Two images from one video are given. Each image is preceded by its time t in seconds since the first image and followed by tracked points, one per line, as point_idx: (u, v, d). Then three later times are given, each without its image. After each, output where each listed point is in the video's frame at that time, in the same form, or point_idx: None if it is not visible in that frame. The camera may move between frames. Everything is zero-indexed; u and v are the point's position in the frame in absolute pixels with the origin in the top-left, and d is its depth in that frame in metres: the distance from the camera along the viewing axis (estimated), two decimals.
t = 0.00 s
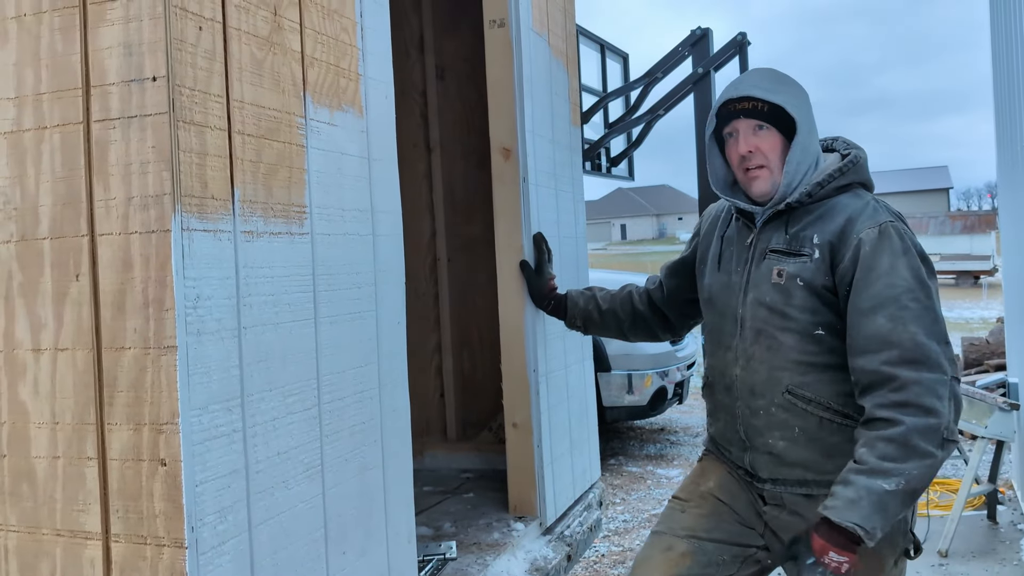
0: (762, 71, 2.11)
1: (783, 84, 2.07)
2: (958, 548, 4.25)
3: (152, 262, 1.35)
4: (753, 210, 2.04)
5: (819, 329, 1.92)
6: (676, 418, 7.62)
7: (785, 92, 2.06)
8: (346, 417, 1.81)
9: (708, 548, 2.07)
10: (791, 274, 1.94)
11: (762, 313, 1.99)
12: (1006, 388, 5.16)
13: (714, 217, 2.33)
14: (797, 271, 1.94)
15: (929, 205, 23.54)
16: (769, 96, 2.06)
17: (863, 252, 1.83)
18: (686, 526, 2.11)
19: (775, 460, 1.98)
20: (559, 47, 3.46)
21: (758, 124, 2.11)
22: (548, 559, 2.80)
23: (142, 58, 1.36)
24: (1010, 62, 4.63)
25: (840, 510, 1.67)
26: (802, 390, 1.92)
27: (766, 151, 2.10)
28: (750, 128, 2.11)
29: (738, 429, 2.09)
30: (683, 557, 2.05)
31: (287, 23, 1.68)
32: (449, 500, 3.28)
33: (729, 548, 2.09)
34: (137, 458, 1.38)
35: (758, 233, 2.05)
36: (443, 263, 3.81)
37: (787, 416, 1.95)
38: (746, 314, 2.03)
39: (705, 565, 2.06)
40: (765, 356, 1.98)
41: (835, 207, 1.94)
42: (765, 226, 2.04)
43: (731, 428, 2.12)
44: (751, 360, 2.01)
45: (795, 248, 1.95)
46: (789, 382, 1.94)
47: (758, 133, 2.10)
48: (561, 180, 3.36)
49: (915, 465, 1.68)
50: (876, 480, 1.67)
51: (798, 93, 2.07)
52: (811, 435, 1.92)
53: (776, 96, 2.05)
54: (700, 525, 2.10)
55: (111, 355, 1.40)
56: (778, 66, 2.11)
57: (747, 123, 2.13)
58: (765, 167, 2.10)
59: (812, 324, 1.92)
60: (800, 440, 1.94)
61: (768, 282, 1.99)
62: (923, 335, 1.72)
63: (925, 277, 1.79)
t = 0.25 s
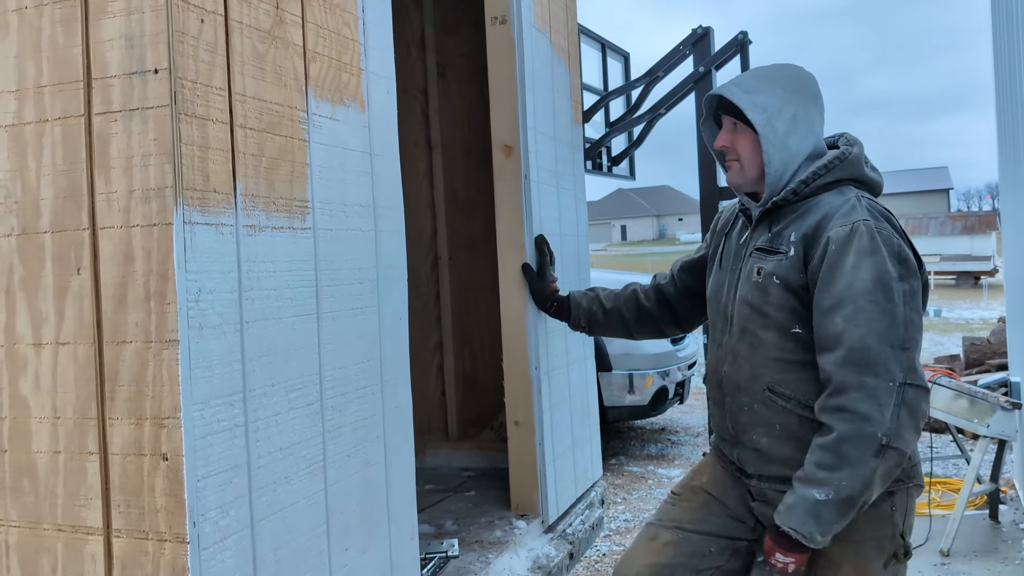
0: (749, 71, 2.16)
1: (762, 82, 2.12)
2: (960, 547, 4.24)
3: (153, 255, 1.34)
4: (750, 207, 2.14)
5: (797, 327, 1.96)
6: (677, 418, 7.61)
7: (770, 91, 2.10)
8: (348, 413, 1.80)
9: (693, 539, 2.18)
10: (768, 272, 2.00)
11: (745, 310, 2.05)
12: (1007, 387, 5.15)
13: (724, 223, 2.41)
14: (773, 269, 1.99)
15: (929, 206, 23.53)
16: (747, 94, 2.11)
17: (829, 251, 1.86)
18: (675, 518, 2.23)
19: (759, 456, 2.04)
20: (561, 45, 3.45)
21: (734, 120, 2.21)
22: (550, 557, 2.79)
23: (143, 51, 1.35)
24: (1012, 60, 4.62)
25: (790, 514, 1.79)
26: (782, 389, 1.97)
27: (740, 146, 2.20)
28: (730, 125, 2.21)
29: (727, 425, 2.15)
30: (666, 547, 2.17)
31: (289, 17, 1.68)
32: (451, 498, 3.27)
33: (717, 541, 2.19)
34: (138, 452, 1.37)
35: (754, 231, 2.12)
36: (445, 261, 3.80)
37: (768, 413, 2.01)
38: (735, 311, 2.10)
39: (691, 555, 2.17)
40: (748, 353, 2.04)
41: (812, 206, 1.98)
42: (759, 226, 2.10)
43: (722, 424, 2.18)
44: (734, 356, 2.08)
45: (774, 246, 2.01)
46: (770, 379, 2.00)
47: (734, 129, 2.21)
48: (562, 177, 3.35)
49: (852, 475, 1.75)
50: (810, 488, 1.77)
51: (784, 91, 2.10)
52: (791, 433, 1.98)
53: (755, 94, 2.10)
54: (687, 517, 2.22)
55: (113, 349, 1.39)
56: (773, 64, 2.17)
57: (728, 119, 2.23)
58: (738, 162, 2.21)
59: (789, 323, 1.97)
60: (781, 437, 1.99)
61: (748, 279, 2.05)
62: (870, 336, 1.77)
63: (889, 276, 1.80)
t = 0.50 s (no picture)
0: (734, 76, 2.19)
1: (750, 87, 2.15)
2: (960, 547, 4.24)
3: (153, 256, 1.34)
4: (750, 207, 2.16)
5: (798, 328, 1.97)
6: (677, 418, 7.61)
7: (758, 94, 2.12)
8: (348, 413, 1.80)
9: (691, 540, 2.17)
10: (770, 273, 2.00)
11: (745, 311, 2.06)
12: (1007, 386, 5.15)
13: (722, 221, 2.41)
14: (776, 270, 1.99)
15: (929, 206, 23.54)
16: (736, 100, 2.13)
17: (837, 251, 1.85)
18: (672, 518, 2.22)
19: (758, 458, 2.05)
20: (561, 45, 3.45)
21: (729, 129, 2.22)
22: (549, 557, 2.79)
23: (142, 51, 1.35)
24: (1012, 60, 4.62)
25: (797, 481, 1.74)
26: (782, 390, 1.99)
27: (738, 152, 2.20)
28: (721, 133, 2.23)
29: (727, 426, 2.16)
30: (663, 547, 2.17)
31: (289, 17, 1.67)
32: (451, 498, 3.27)
33: (716, 541, 2.18)
34: (138, 453, 1.37)
35: (753, 232, 2.13)
36: (444, 261, 3.80)
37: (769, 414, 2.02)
38: (734, 312, 2.11)
39: (689, 556, 2.16)
40: (748, 354, 2.05)
41: (816, 207, 1.98)
42: (756, 227, 2.12)
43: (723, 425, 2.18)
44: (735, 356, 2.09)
45: (777, 247, 2.01)
46: (770, 380, 2.01)
47: (729, 137, 2.21)
48: (562, 177, 3.35)
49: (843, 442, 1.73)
50: (791, 426, 1.78)
51: (774, 93, 2.13)
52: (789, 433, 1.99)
53: (743, 99, 2.12)
54: (685, 518, 2.20)
55: (112, 349, 1.39)
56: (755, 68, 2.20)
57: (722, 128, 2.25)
58: (738, 168, 2.20)
59: (790, 324, 1.98)
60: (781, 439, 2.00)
61: (750, 280, 2.06)
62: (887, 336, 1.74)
63: (902, 277, 1.79)
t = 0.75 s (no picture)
0: (722, 83, 2.18)
1: (741, 92, 2.14)
2: (960, 548, 4.24)
3: (153, 256, 1.34)
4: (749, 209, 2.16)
5: (797, 328, 1.99)
6: (677, 418, 7.61)
7: (751, 98, 2.12)
8: (348, 414, 1.80)
9: (692, 541, 2.16)
10: (769, 272, 2.01)
11: (745, 311, 2.07)
12: (1007, 387, 5.15)
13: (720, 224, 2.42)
14: (775, 270, 2.00)
15: (929, 206, 23.55)
16: (728, 105, 2.12)
17: (835, 249, 1.85)
18: (674, 518, 2.21)
19: (760, 458, 2.07)
20: (561, 45, 3.45)
21: (724, 137, 2.20)
22: (549, 558, 2.79)
23: (142, 51, 1.35)
24: (1012, 61, 4.62)
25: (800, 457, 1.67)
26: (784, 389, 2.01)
27: (737, 159, 2.19)
28: (718, 143, 2.21)
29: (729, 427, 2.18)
30: (665, 548, 2.16)
31: (289, 18, 1.67)
32: (451, 499, 3.27)
33: (717, 542, 2.17)
34: (138, 453, 1.37)
35: (751, 233, 2.14)
36: (444, 261, 3.80)
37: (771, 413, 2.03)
38: (734, 312, 2.12)
39: (690, 556, 2.15)
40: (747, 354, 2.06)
41: (814, 206, 1.99)
42: (755, 228, 2.13)
43: (724, 427, 2.20)
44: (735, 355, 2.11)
45: (776, 247, 2.02)
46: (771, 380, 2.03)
47: (727, 145, 2.20)
48: (562, 177, 3.35)
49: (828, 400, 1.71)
50: (785, 367, 1.74)
51: (766, 95, 2.13)
52: (791, 434, 2.00)
53: (737, 105, 2.11)
54: (686, 518, 2.20)
55: (112, 350, 1.39)
56: (740, 72, 2.19)
57: (716, 136, 2.22)
58: (740, 175, 2.20)
59: (790, 323, 1.99)
60: (782, 439, 2.02)
61: (749, 280, 2.06)
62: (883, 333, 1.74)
63: (898, 275, 1.80)
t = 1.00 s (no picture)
0: (721, 83, 2.18)
1: (741, 91, 2.14)
2: (961, 547, 4.24)
3: (154, 254, 1.34)
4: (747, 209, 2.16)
5: (799, 327, 1.99)
6: (677, 418, 7.61)
7: (750, 97, 2.12)
8: (349, 412, 1.81)
9: (694, 540, 2.16)
10: (771, 272, 2.01)
11: (747, 311, 2.07)
12: (1007, 386, 5.15)
13: (719, 224, 2.42)
14: (777, 270, 2.00)
15: (929, 206, 23.56)
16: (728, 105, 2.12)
17: (839, 250, 1.85)
18: (675, 518, 2.21)
19: (762, 458, 2.07)
20: (561, 44, 3.45)
21: (725, 137, 2.19)
22: (550, 557, 2.79)
23: (145, 50, 1.35)
24: (1012, 61, 4.62)
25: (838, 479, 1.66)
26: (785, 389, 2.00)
27: (738, 159, 2.19)
28: (718, 142, 2.21)
29: (730, 427, 2.18)
30: (667, 547, 2.16)
31: (290, 16, 1.67)
32: (451, 498, 3.27)
33: (718, 542, 2.18)
34: (140, 451, 1.37)
35: (751, 232, 2.13)
36: (445, 260, 3.80)
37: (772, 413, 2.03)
38: (735, 312, 2.12)
39: (691, 556, 2.16)
40: (750, 354, 2.07)
41: (816, 206, 1.99)
42: (755, 227, 2.13)
43: (725, 426, 2.20)
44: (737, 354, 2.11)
45: (777, 247, 2.02)
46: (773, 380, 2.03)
47: (728, 145, 2.19)
48: (562, 176, 3.34)
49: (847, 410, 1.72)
50: (801, 380, 1.74)
51: (765, 94, 2.13)
52: (791, 434, 2.00)
53: (736, 104, 2.11)
54: (688, 518, 2.20)
55: (114, 348, 1.39)
56: (738, 73, 2.20)
57: (716, 136, 2.22)
58: (741, 175, 2.19)
59: (792, 323, 1.99)
60: (784, 438, 2.02)
61: (751, 280, 2.06)
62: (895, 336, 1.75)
63: (903, 275, 1.80)
